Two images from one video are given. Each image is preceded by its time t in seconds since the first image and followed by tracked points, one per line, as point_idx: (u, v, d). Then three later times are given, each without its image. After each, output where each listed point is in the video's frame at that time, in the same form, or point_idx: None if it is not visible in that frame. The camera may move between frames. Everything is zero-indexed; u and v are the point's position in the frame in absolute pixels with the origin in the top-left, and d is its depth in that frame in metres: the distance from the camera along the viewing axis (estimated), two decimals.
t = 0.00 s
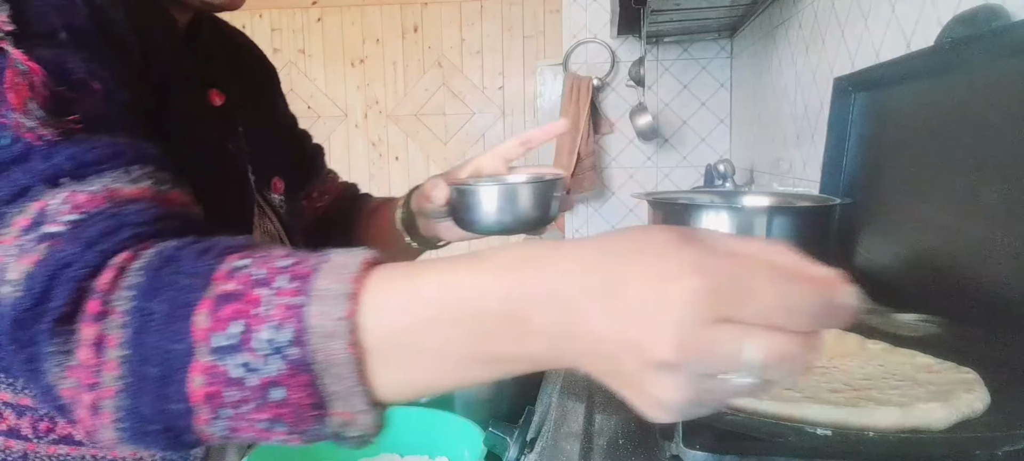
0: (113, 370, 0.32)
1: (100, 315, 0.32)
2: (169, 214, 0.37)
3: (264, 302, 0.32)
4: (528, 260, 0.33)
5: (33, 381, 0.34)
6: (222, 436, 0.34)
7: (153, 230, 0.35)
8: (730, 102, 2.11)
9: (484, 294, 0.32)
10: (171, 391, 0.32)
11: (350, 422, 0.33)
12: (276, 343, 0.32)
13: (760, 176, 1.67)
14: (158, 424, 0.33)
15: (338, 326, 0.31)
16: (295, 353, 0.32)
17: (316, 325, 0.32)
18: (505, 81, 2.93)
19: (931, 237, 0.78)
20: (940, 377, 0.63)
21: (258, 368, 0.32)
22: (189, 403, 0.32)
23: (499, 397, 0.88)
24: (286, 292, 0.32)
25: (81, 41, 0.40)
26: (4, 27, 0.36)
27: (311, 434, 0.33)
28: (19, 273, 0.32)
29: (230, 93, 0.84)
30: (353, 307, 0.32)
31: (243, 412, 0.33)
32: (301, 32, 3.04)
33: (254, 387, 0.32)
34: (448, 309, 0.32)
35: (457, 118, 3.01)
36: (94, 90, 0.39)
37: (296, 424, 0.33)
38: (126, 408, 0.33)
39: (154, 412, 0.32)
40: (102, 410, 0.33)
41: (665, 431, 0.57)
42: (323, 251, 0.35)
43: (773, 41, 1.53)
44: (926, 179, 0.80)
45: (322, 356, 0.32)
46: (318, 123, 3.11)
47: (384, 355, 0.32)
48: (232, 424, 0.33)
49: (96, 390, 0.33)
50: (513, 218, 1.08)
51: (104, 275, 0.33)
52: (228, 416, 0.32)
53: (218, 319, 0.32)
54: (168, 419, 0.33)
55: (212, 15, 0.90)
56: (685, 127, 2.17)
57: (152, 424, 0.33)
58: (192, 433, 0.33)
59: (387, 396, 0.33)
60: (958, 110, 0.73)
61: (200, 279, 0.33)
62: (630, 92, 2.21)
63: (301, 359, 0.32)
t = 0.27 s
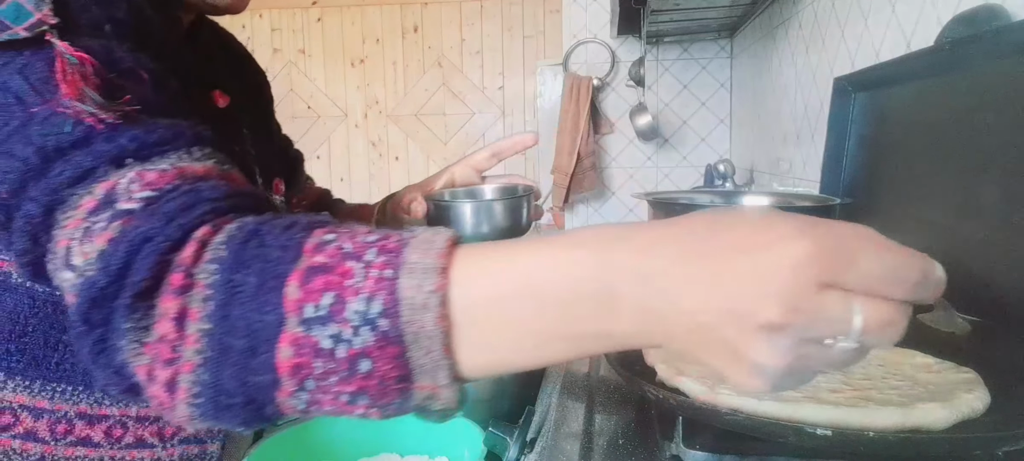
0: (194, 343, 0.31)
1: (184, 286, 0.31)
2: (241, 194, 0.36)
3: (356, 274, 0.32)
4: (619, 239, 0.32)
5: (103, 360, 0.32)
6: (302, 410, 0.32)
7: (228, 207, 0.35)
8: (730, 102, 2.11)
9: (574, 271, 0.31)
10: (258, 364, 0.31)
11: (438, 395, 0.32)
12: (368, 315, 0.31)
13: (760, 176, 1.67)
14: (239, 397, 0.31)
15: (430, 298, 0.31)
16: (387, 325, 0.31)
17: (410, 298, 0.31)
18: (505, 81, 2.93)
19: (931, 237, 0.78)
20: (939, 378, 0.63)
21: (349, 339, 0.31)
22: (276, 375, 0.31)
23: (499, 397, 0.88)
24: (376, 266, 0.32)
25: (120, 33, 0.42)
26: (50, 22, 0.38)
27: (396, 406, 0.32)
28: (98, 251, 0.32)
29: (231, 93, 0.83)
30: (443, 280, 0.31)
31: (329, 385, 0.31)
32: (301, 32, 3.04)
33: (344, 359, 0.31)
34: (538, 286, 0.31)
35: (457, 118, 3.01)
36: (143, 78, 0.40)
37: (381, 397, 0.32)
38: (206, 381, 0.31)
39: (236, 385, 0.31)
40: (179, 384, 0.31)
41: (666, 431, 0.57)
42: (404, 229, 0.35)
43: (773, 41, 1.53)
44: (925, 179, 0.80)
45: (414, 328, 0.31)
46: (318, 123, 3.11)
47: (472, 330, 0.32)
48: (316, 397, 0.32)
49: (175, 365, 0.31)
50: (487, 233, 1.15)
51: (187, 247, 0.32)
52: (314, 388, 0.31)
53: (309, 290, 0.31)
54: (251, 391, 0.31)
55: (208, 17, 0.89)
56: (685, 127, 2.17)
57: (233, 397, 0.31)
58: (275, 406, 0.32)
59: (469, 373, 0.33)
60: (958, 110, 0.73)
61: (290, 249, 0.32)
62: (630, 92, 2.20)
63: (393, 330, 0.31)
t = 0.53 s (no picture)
0: (238, 334, 0.34)
1: (230, 279, 0.34)
2: (279, 192, 0.39)
3: (403, 268, 0.35)
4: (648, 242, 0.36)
5: (141, 350, 0.35)
6: (338, 398, 0.35)
7: (265, 200, 0.38)
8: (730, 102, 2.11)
9: (606, 271, 0.35)
10: (305, 351, 0.34)
11: (473, 385, 0.36)
12: (415, 307, 0.34)
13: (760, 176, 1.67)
14: (283, 385, 0.34)
15: (476, 293, 0.34)
16: (432, 318, 0.34)
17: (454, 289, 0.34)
18: (505, 81, 2.93)
19: (931, 237, 0.78)
20: (938, 379, 0.63)
21: (395, 331, 0.34)
22: (322, 363, 0.34)
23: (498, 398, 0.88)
24: (422, 261, 0.35)
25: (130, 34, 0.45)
26: (72, 21, 0.41)
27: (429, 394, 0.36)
28: (140, 244, 0.34)
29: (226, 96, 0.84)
30: (489, 277, 0.35)
31: (368, 373, 0.34)
32: (301, 31, 3.04)
33: (388, 349, 0.34)
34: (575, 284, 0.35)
35: (457, 119, 3.01)
36: (164, 76, 0.44)
37: (420, 386, 0.35)
38: (249, 370, 0.34)
39: (281, 374, 0.34)
40: (220, 374, 0.34)
41: (666, 431, 0.57)
42: (451, 229, 0.38)
43: (773, 41, 1.53)
44: (926, 179, 0.79)
45: (459, 323, 0.34)
46: (318, 123, 3.11)
47: (511, 324, 0.35)
48: (357, 385, 0.35)
49: (218, 354, 0.34)
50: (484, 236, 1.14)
51: (234, 241, 0.35)
52: (358, 377, 0.34)
53: (359, 283, 0.34)
54: (296, 379, 0.34)
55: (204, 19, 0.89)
56: (685, 127, 2.17)
57: (276, 385, 0.34)
58: (316, 391, 0.35)
59: (506, 365, 0.36)
60: (959, 109, 0.72)
61: (340, 244, 0.35)
62: (630, 91, 2.20)
63: (436, 322, 0.34)
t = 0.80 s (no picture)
0: (263, 318, 0.34)
1: (257, 265, 0.34)
2: (298, 190, 0.40)
3: (429, 253, 0.35)
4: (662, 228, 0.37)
5: (159, 339, 0.35)
6: (361, 384, 0.35)
7: (286, 193, 0.38)
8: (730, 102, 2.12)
9: (626, 253, 0.35)
10: (331, 335, 0.34)
11: (494, 367, 0.36)
12: (441, 289, 0.34)
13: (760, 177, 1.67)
14: (306, 369, 0.34)
15: (498, 275, 0.35)
16: (459, 298, 0.35)
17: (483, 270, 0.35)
18: (505, 81, 2.93)
19: (931, 237, 0.78)
20: (938, 379, 0.63)
21: (422, 312, 0.34)
22: (349, 345, 0.34)
23: (496, 398, 0.88)
24: (448, 245, 0.36)
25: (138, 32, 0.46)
26: (80, 20, 0.41)
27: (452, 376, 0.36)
28: (162, 233, 0.34)
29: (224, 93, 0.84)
30: (510, 261, 0.35)
31: (391, 357, 0.34)
32: (301, 31, 3.04)
33: (415, 330, 0.34)
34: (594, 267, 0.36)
35: (457, 119, 3.01)
36: (173, 74, 0.44)
37: (443, 368, 0.35)
38: (273, 355, 0.34)
39: (307, 358, 0.34)
40: (242, 360, 0.34)
41: (666, 431, 0.57)
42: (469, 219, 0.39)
43: (773, 41, 1.53)
44: (926, 178, 0.79)
45: (482, 302, 0.35)
46: (318, 123, 3.11)
47: (533, 305, 0.36)
48: (380, 369, 0.35)
49: (241, 340, 0.34)
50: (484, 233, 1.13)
51: (260, 228, 0.35)
52: (383, 359, 0.34)
53: (387, 266, 0.35)
54: (321, 363, 0.34)
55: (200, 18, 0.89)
56: (685, 128, 2.17)
57: (299, 369, 0.34)
58: (340, 376, 0.35)
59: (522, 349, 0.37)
60: (959, 109, 0.72)
61: (367, 230, 0.36)
62: (630, 91, 2.20)
63: (463, 303, 0.35)
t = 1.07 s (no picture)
0: (221, 331, 0.33)
1: (214, 277, 0.34)
2: (263, 197, 0.39)
3: (388, 256, 0.35)
4: (620, 216, 0.36)
5: (116, 354, 0.34)
6: (325, 392, 0.35)
7: (251, 204, 0.37)
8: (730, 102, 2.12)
9: (581, 247, 0.35)
10: (292, 344, 0.34)
11: (458, 365, 0.36)
12: (401, 291, 0.34)
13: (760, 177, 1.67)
14: (268, 380, 0.34)
15: (457, 275, 0.34)
16: (419, 300, 0.34)
17: (443, 271, 0.35)
18: (505, 81, 2.93)
19: (931, 237, 0.78)
20: (938, 379, 0.63)
21: (383, 315, 0.34)
22: (310, 354, 0.34)
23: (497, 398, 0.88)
24: (407, 248, 0.35)
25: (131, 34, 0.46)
26: (61, 24, 0.41)
27: (415, 378, 0.35)
28: (121, 245, 0.34)
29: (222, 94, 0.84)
30: (464, 260, 0.35)
31: (355, 364, 0.34)
32: (301, 31, 3.04)
33: (376, 334, 0.34)
34: (554, 257, 0.35)
35: (457, 119, 3.01)
36: (152, 80, 0.44)
37: (407, 371, 0.35)
38: (234, 366, 0.34)
39: (267, 368, 0.34)
40: (200, 374, 0.34)
41: (666, 431, 0.57)
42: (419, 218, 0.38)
43: (773, 41, 1.53)
44: (926, 178, 0.79)
45: (442, 302, 0.34)
46: (318, 123, 3.11)
47: (492, 300, 0.35)
48: (344, 375, 0.34)
49: (199, 353, 0.33)
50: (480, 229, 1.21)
51: (218, 240, 0.34)
52: (346, 365, 0.34)
53: (346, 272, 0.34)
54: (283, 372, 0.34)
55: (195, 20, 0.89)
56: (685, 128, 2.18)
57: (261, 380, 0.34)
58: (303, 386, 0.35)
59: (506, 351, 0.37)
60: (959, 109, 0.72)
61: (326, 237, 0.35)
62: (630, 92, 2.20)
63: (423, 304, 0.34)
